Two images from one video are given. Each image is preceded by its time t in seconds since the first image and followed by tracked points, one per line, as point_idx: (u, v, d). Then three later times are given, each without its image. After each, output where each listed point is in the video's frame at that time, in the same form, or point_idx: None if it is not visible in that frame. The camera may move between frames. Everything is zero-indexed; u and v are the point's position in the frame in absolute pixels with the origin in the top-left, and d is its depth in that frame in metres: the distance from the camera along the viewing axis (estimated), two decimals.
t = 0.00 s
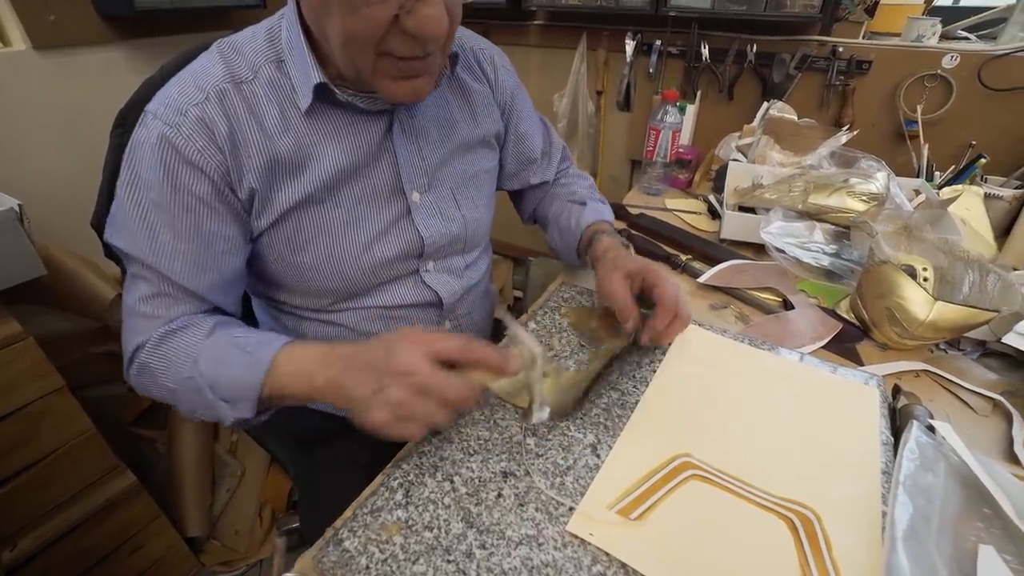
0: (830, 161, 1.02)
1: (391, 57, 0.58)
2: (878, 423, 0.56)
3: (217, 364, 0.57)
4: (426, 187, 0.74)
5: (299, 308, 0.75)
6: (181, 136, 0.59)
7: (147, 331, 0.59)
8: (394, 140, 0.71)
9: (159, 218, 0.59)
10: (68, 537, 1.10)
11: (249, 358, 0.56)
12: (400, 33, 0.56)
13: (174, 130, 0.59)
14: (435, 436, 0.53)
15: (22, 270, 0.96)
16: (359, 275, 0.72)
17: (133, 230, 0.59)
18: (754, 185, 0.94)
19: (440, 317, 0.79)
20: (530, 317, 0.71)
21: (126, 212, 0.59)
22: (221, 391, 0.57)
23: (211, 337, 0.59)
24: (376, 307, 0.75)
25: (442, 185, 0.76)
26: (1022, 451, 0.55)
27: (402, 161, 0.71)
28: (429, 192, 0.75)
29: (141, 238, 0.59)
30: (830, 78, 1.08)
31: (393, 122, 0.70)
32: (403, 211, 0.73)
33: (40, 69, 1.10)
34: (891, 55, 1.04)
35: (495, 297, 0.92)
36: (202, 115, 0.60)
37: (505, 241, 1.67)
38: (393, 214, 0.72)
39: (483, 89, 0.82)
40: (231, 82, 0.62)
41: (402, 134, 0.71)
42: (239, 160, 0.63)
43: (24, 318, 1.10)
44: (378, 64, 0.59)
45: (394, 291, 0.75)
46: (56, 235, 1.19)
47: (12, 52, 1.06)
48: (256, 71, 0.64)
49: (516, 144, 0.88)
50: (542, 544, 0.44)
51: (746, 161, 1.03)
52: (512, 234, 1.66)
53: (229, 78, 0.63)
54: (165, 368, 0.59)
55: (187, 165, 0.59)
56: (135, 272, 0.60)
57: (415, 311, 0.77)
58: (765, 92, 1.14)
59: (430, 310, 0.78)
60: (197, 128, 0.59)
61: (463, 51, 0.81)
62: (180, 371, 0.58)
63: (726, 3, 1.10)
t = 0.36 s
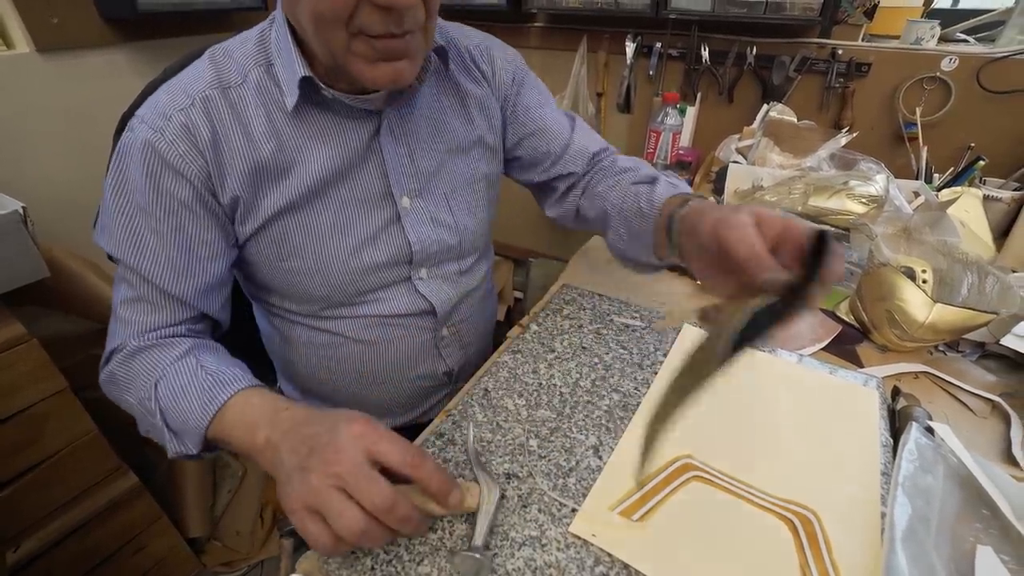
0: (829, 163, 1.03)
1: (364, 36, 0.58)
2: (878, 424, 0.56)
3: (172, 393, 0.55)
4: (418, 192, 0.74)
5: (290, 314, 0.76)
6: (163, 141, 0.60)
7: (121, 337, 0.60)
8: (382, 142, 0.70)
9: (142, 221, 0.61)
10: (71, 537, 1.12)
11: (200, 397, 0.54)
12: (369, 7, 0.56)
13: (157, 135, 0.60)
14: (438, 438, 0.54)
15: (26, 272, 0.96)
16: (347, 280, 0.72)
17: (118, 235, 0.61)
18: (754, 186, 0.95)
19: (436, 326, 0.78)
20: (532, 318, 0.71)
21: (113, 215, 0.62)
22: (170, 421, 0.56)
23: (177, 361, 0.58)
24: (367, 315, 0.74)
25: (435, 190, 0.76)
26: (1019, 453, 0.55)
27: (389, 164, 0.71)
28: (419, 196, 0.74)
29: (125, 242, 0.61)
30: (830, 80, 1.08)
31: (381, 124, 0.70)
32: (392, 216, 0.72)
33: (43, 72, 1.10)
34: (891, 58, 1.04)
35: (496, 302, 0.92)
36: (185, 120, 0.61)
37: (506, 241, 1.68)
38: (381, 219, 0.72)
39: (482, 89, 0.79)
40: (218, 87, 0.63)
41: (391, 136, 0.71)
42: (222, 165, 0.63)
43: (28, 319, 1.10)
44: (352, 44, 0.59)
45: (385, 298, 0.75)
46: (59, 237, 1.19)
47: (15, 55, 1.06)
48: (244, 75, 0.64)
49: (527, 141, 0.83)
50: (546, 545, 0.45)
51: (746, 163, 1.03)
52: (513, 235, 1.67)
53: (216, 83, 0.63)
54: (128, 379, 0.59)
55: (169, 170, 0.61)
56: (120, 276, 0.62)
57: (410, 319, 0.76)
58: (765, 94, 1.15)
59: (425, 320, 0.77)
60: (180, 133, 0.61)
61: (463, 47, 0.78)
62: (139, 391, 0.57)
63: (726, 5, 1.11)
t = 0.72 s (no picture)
0: (823, 164, 1.04)
1: (343, 37, 0.57)
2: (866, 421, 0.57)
3: (175, 400, 0.56)
4: (405, 203, 0.73)
5: (282, 319, 0.77)
6: (149, 149, 0.62)
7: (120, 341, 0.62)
8: (366, 154, 0.69)
9: (131, 228, 0.63)
10: (72, 537, 1.12)
11: (201, 402, 0.55)
12: (343, 5, 0.55)
13: (144, 144, 0.62)
14: (435, 436, 0.55)
15: (27, 274, 0.97)
16: (332, 291, 0.72)
17: (110, 239, 0.64)
18: (749, 187, 0.96)
19: (424, 336, 0.78)
20: (529, 318, 0.72)
21: (109, 222, 0.64)
22: (173, 427, 0.57)
23: (175, 368, 0.59)
24: (352, 325, 0.75)
25: (422, 202, 0.74)
26: (1005, 448, 0.56)
27: (372, 177, 0.70)
28: (404, 210, 0.73)
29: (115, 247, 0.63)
30: (824, 82, 1.09)
31: (366, 135, 0.69)
32: (376, 229, 0.72)
33: (43, 74, 1.11)
34: (884, 59, 1.05)
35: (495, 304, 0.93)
36: (170, 129, 0.62)
37: (505, 242, 1.69)
38: (365, 232, 0.72)
39: (471, 97, 0.74)
40: (204, 96, 0.63)
41: (376, 147, 0.70)
42: (205, 174, 0.64)
43: (29, 321, 1.10)
44: (330, 45, 0.58)
45: (371, 308, 0.75)
46: (59, 239, 1.20)
47: (16, 57, 1.07)
48: (230, 84, 0.65)
49: (517, 156, 0.74)
50: (541, 538, 0.46)
51: (741, 164, 1.04)
52: (512, 235, 1.68)
53: (203, 92, 0.64)
54: (132, 387, 0.60)
55: (154, 178, 0.62)
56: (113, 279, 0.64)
57: (396, 331, 0.76)
58: (760, 96, 1.16)
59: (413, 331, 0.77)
60: (165, 142, 0.62)
61: (455, 51, 0.74)
62: (145, 398, 0.59)
63: (722, 8, 1.12)
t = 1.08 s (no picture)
0: (811, 165, 1.08)
1: (356, 68, 0.60)
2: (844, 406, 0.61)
3: (189, 387, 0.59)
4: (406, 207, 0.76)
5: (289, 316, 0.81)
6: (163, 159, 0.65)
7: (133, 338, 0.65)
8: (369, 161, 0.72)
9: (145, 233, 0.67)
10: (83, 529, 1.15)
11: (214, 386, 0.58)
12: (359, 42, 0.58)
13: (157, 154, 0.65)
14: (437, 422, 0.59)
15: (40, 271, 1.00)
16: (337, 291, 0.76)
17: (127, 243, 0.67)
18: (739, 188, 0.98)
19: (425, 332, 0.82)
20: (525, 313, 0.76)
21: (125, 227, 0.68)
22: (185, 414, 0.59)
23: (187, 358, 0.62)
24: (356, 322, 0.79)
25: (423, 206, 0.77)
26: (971, 432, 0.60)
27: (375, 182, 0.73)
28: (407, 214, 0.76)
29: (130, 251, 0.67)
30: (812, 85, 1.13)
31: (369, 142, 0.72)
32: (378, 232, 0.75)
33: (53, 79, 1.14)
34: (870, 64, 1.09)
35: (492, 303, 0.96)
36: (182, 139, 0.65)
37: (504, 241, 1.72)
38: (368, 235, 0.75)
39: (469, 104, 0.77)
40: (214, 108, 0.67)
41: (378, 154, 0.73)
42: (215, 181, 0.68)
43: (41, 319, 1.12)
44: (344, 74, 0.61)
45: (373, 306, 0.79)
46: (68, 238, 1.23)
47: (27, 62, 1.10)
48: (238, 95, 0.68)
49: (521, 153, 0.77)
50: (536, 513, 0.49)
51: (732, 165, 1.08)
52: (510, 234, 1.72)
53: (213, 103, 0.67)
54: (144, 380, 0.63)
55: (167, 186, 0.65)
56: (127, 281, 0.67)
57: (399, 328, 0.80)
58: (750, 99, 1.20)
59: (415, 327, 0.81)
60: (177, 151, 0.65)
61: (452, 61, 0.77)
62: (158, 387, 0.61)
63: (712, 14, 1.15)
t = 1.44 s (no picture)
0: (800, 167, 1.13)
1: (394, 86, 0.68)
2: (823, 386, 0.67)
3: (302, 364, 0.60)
4: (434, 203, 0.84)
5: (322, 307, 0.86)
6: (226, 158, 0.69)
7: (218, 334, 0.63)
8: (401, 162, 0.80)
9: (212, 229, 0.67)
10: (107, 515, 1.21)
11: (325, 357, 0.61)
12: (398, 64, 0.66)
13: (220, 154, 0.69)
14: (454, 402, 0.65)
15: (73, 269, 1.08)
16: (374, 281, 0.82)
17: (192, 242, 0.67)
18: (732, 188, 1.05)
19: (446, 318, 0.89)
20: (532, 305, 0.82)
21: (188, 225, 0.68)
22: (301, 395, 0.59)
23: (287, 343, 0.63)
24: (387, 309, 0.85)
25: (447, 200, 0.86)
26: (939, 411, 0.66)
27: (409, 181, 0.81)
28: (434, 208, 0.84)
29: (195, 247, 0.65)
30: (801, 92, 1.19)
31: (399, 147, 0.80)
32: (412, 226, 0.82)
33: (80, 85, 1.20)
34: (856, 72, 1.15)
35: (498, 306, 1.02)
36: (239, 143, 0.70)
37: (507, 241, 1.79)
38: (403, 228, 0.82)
39: (485, 114, 0.90)
40: (264, 114, 0.72)
41: (407, 156, 0.81)
42: (272, 180, 0.72)
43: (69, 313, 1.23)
44: (382, 92, 0.68)
45: (403, 294, 0.85)
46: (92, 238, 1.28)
47: (56, 70, 1.16)
48: (283, 104, 0.73)
49: (532, 159, 0.96)
50: (546, 478, 0.55)
51: (725, 167, 1.13)
52: (512, 233, 1.78)
53: (262, 110, 0.72)
54: (244, 370, 0.61)
55: (231, 183, 0.69)
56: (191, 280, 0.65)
57: (426, 312, 0.87)
58: (743, 105, 1.26)
59: (438, 313, 0.88)
60: (237, 153, 0.69)
61: (467, 77, 0.90)
62: (261, 373, 0.60)
63: (707, 24, 1.21)
